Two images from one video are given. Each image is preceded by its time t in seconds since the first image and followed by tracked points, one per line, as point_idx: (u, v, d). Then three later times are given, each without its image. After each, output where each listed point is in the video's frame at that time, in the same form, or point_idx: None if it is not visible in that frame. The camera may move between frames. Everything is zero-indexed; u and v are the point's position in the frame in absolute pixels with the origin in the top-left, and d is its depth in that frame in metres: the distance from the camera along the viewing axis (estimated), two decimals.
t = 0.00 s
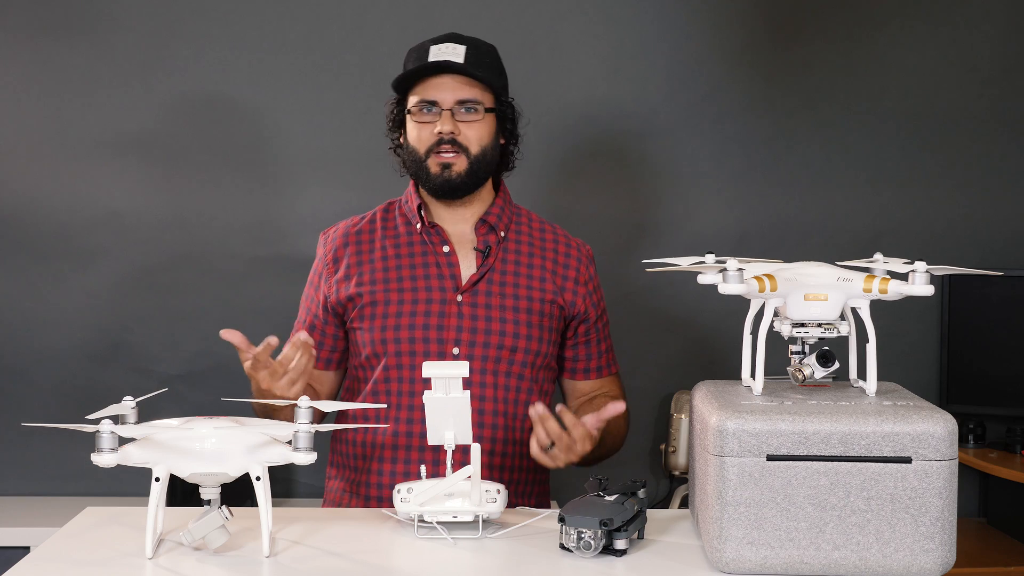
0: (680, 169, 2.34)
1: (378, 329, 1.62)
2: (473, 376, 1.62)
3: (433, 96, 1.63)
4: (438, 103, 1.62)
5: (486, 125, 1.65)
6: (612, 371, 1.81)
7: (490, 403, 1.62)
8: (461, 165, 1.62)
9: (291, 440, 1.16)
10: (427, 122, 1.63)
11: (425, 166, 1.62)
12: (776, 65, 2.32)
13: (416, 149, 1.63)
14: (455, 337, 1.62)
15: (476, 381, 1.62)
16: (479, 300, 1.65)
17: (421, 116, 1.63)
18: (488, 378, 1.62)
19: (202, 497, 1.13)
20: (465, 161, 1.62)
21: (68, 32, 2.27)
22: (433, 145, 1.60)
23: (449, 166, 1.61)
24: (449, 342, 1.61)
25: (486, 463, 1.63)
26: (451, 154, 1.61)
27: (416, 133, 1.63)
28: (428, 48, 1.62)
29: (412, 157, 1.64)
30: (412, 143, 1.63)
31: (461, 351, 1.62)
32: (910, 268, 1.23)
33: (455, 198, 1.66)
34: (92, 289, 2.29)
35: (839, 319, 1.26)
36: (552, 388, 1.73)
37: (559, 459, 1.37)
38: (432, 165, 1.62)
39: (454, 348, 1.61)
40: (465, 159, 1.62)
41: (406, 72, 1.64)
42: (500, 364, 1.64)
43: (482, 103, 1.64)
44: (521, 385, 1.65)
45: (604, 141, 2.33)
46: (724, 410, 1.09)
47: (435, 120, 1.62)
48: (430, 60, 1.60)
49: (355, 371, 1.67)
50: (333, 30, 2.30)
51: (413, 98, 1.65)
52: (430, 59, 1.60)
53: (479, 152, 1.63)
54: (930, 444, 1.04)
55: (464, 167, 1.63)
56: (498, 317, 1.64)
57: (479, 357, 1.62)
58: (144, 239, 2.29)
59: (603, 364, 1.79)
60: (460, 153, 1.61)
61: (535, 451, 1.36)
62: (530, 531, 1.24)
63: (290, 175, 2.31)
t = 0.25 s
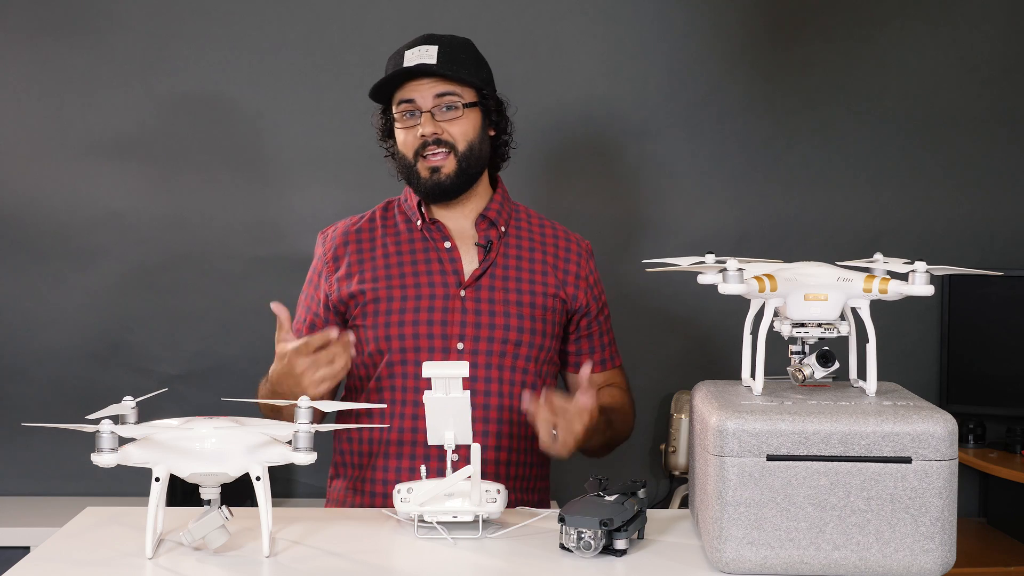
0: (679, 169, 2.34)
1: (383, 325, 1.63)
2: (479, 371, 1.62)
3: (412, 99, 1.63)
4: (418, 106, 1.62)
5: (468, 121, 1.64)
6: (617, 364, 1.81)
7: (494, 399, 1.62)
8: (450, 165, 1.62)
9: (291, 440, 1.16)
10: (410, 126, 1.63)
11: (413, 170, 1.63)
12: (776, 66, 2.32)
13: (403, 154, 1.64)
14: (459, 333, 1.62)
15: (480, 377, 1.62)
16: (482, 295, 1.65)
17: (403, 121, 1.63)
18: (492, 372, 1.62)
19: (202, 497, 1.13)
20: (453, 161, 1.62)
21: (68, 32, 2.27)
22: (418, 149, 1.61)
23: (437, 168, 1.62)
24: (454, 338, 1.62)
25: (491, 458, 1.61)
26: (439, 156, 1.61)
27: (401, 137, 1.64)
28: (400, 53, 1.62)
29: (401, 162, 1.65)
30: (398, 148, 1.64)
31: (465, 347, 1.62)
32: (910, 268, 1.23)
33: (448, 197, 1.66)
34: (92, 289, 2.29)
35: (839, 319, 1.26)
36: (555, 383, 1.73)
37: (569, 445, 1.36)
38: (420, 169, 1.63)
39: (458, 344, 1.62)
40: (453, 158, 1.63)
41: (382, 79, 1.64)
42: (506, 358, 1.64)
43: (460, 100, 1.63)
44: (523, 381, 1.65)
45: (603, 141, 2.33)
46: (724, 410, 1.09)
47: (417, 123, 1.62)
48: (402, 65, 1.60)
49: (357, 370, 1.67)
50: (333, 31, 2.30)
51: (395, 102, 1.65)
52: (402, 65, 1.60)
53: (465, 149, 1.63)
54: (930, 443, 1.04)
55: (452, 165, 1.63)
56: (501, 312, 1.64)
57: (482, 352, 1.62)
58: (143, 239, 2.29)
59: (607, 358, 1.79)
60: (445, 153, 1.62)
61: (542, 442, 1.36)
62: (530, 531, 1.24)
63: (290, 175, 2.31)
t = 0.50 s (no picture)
0: (679, 170, 2.34)
1: (383, 326, 1.63)
2: (480, 369, 1.62)
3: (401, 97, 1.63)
4: (406, 104, 1.62)
5: (457, 116, 1.64)
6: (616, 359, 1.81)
7: (496, 398, 1.62)
8: (438, 159, 1.61)
9: (291, 440, 1.16)
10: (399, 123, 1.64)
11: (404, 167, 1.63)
12: (776, 66, 2.32)
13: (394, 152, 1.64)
14: (459, 331, 1.62)
15: (481, 376, 1.62)
16: (482, 293, 1.64)
17: (393, 119, 1.64)
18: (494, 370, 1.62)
19: (202, 497, 1.13)
20: (441, 154, 1.61)
21: (68, 32, 2.27)
22: (406, 145, 1.61)
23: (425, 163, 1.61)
24: (454, 336, 1.62)
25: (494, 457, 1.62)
26: (426, 151, 1.61)
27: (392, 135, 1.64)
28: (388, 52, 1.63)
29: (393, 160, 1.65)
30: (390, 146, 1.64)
31: (466, 344, 1.62)
32: (910, 268, 1.23)
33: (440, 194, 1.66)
34: (91, 289, 2.29)
35: (839, 319, 1.26)
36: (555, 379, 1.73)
37: (591, 420, 1.51)
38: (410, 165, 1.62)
39: (459, 342, 1.62)
40: (440, 153, 1.62)
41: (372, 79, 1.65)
42: (507, 355, 1.64)
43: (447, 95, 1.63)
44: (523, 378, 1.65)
45: (603, 142, 2.33)
46: (723, 410, 1.09)
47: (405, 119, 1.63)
48: (389, 63, 1.61)
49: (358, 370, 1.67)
50: (333, 30, 2.30)
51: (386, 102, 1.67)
52: (389, 62, 1.61)
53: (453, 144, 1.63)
54: (930, 443, 1.04)
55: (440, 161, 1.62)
56: (501, 310, 1.64)
57: (484, 351, 1.62)
58: (143, 239, 2.29)
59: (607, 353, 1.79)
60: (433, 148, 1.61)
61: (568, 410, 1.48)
62: (530, 531, 1.24)
63: (290, 175, 2.31)
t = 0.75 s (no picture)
0: (678, 170, 2.34)
1: (382, 327, 1.63)
2: (479, 370, 1.62)
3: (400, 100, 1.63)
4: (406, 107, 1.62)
5: (456, 119, 1.64)
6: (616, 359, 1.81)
7: (496, 398, 1.62)
8: (438, 163, 1.61)
9: (291, 440, 1.16)
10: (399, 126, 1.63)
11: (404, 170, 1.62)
12: (776, 65, 2.32)
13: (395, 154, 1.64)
14: (458, 332, 1.62)
15: (481, 376, 1.62)
16: (480, 293, 1.64)
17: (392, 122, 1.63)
18: (492, 370, 1.62)
19: (203, 497, 1.13)
20: (442, 158, 1.62)
21: (68, 32, 2.27)
22: (406, 148, 1.61)
23: (425, 167, 1.61)
24: (453, 336, 1.61)
25: (492, 457, 1.62)
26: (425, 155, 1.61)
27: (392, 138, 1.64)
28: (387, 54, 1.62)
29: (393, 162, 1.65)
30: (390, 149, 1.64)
31: (465, 345, 1.62)
32: (910, 268, 1.23)
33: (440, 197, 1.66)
34: (92, 289, 2.29)
35: (840, 319, 1.26)
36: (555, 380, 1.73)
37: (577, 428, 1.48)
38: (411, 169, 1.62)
39: (458, 343, 1.61)
40: (440, 157, 1.62)
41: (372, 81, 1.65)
42: (506, 356, 1.64)
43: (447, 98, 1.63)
44: (523, 379, 1.65)
45: (603, 142, 2.33)
46: (723, 410, 1.09)
47: (405, 122, 1.62)
48: (388, 66, 1.60)
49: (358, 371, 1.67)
50: (333, 30, 2.30)
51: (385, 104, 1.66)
52: (388, 66, 1.60)
53: (453, 147, 1.63)
54: (930, 443, 1.04)
55: (440, 165, 1.62)
56: (500, 310, 1.64)
57: (483, 351, 1.62)
58: (143, 239, 2.29)
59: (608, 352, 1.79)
60: (434, 152, 1.61)
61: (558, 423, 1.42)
62: (530, 531, 1.24)
63: (290, 175, 2.31)
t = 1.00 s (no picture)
0: (678, 170, 2.34)
1: (382, 328, 1.63)
2: (475, 373, 1.61)
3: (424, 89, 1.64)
4: (431, 95, 1.63)
5: (479, 110, 1.66)
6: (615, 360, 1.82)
7: (495, 399, 1.62)
8: (463, 152, 1.62)
9: (291, 440, 1.16)
10: (422, 116, 1.63)
11: (428, 159, 1.62)
12: (777, 66, 2.32)
13: (416, 145, 1.63)
14: (455, 334, 1.61)
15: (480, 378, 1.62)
16: (479, 296, 1.64)
17: (414, 111, 1.63)
18: (491, 372, 1.62)
19: (202, 497, 1.13)
20: (467, 146, 1.63)
21: (68, 32, 2.27)
22: (432, 135, 1.61)
23: (450, 156, 1.62)
24: (450, 338, 1.61)
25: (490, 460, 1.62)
26: (450, 143, 1.62)
27: (413, 128, 1.63)
28: (411, 44, 1.64)
29: (412, 154, 1.63)
30: (410, 139, 1.63)
31: (462, 347, 1.61)
32: (910, 268, 1.23)
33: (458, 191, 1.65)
34: (92, 289, 2.29)
35: (840, 319, 1.26)
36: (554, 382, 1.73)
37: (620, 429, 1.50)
38: (434, 158, 1.62)
39: (455, 345, 1.61)
40: (464, 146, 1.63)
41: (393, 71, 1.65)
42: (502, 359, 1.63)
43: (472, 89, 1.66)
44: (523, 380, 1.65)
45: (603, 142, 2.33)
46: (724, 410, 1.09)
47: (429, 111, 1.63)
48: (415, 53, 1.62)
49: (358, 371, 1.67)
50: (333, 30, 2.30)
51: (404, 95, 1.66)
52: (416, 53, 1.62)
53: (477, 137, 1.65)
54: (930, 444, 1.04)
55: (464, 155, 1.63)
56: (500, 310, 1.64)
57: (481, 353, 1.62)
58: (143, 239, 2.29)
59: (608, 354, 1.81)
60: (460, 139, 1.62)
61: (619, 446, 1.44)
62: (530, 531, 1.24)
63: (290, 175, 2.31)
